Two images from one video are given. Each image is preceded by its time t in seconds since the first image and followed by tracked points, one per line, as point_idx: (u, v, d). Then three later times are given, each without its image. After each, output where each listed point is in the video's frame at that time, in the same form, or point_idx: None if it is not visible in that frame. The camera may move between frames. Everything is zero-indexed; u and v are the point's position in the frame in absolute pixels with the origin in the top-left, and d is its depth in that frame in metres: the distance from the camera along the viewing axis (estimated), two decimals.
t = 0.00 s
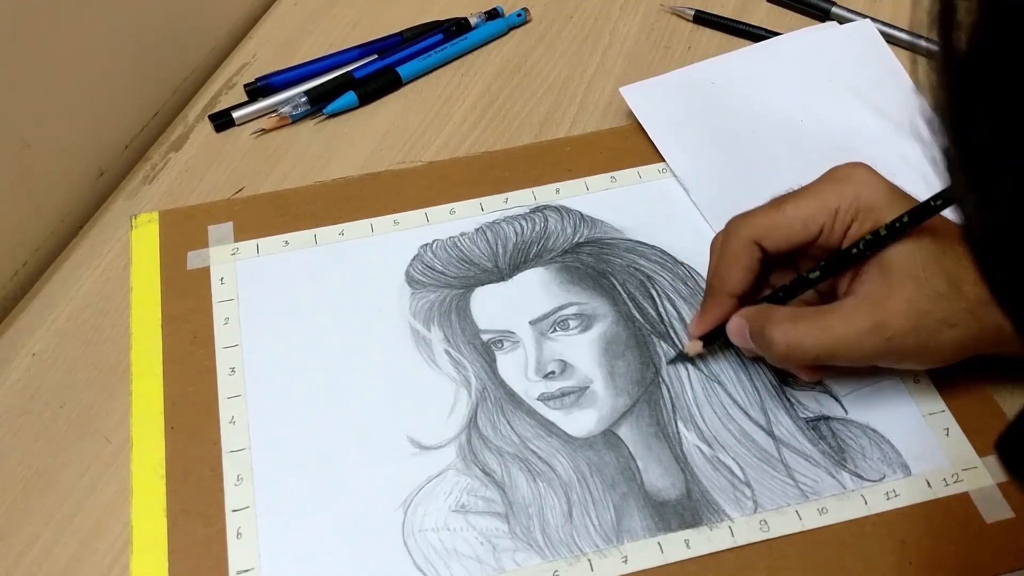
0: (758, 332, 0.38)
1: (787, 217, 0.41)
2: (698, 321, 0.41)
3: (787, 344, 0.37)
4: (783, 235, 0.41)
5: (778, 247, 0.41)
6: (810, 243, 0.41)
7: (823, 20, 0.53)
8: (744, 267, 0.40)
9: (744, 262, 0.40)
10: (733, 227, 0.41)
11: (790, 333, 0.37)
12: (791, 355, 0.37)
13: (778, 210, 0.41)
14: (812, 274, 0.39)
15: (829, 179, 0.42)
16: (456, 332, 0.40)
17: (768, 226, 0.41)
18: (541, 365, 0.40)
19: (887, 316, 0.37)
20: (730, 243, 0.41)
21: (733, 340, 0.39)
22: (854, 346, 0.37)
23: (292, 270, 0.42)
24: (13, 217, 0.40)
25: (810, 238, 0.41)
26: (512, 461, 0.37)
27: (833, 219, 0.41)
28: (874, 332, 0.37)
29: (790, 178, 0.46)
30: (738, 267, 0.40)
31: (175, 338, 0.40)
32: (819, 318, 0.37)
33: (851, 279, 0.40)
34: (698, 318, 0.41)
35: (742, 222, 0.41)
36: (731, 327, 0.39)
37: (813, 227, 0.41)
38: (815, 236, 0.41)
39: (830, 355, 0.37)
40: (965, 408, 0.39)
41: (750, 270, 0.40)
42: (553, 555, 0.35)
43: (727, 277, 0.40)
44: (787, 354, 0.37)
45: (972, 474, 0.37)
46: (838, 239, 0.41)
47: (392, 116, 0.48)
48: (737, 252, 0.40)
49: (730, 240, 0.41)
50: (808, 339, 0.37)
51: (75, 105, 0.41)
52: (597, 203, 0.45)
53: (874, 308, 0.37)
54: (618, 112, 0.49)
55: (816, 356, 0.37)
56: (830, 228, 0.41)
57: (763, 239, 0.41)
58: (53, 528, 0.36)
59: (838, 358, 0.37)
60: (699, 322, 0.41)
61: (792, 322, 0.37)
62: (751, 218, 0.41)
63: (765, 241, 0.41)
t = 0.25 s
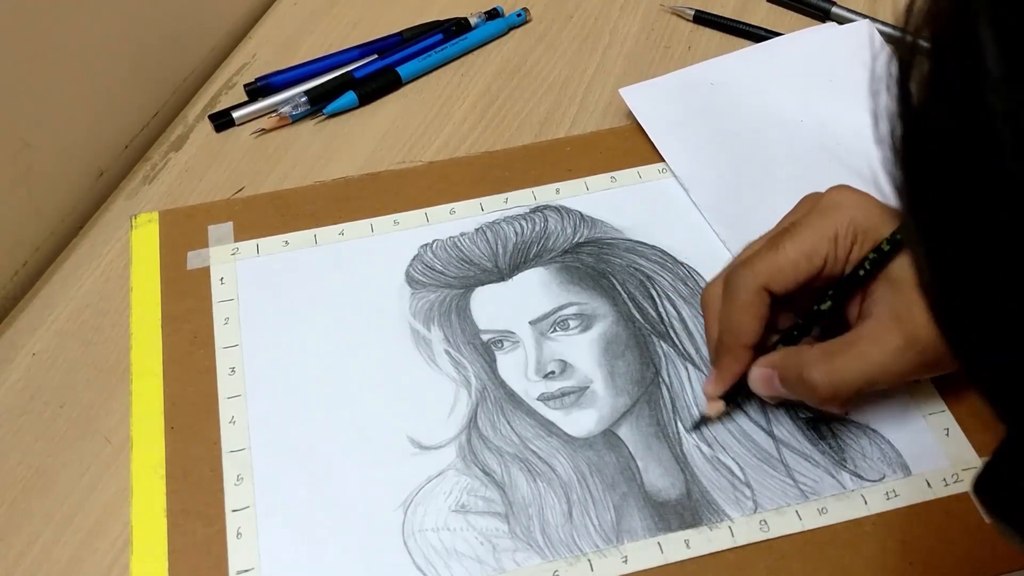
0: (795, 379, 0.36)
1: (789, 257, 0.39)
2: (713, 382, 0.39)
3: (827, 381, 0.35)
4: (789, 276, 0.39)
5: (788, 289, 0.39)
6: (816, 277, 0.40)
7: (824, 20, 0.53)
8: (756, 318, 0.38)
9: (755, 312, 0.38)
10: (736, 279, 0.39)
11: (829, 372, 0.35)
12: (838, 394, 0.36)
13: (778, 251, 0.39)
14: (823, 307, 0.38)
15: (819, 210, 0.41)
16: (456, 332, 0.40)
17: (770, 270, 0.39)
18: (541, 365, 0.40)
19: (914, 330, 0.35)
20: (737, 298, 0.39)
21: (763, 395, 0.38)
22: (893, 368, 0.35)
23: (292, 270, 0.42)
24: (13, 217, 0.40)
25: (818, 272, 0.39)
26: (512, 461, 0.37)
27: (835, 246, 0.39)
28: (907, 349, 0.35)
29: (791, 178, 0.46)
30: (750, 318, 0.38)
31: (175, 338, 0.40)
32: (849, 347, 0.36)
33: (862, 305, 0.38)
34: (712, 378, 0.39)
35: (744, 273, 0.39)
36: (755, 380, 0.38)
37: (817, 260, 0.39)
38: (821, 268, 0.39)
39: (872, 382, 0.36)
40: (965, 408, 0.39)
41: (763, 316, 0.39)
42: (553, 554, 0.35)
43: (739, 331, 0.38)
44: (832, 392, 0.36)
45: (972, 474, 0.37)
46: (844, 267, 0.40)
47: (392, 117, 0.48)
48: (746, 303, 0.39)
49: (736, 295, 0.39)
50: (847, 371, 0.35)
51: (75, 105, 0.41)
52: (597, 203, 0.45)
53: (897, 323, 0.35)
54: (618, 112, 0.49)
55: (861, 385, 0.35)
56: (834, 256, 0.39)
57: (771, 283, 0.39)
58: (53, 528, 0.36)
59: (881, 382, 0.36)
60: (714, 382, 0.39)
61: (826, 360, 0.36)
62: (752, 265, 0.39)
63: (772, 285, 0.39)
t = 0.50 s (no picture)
0: (790, 362, 0.36)
1: (774, 248, 0.40)
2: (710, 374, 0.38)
3: (825, 360, 0.35)
4: (774, 266, 0.40)
5: (775, 278, 0.40)
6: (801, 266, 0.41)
7: (823, 20, 0.53)
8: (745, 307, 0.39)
9: (744, 305, 0.39)
10: (723, 273, 0.40)
11: (824, 350, 0.35)
12: (835, 370, 0.35)
13: (761, 242, 0.40)
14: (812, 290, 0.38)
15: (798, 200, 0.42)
16: (456, 332, 0.40)
17: (756, 261, 0.40)
18: (541, 365, 0.40)
19: (904, 308, 0.36)
20: (724, 288, 0.40)
21: (761, 389, 0.38)
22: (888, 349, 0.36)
23: (292, 270, 0.42)
24: (13, 217, 0.40)
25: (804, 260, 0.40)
26: (512, 461, 0.37)
27: (818, 233, 0.40)
28: (900, 326, 0.35)
29: (791, 178, 0.46)
30: (739, 307, 0.39)
31: (175, 338, 0.40)
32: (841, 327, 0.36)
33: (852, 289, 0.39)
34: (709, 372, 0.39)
35: (729, 266, 0.40)
36: (752, 372, 0.37)
37: (802, 249, 0.40)
38: (805, 256, 0.40)
39: (868, 362, 0.36)
40: (966, 408, 0.39)
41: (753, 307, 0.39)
42: (553, 555, 0.35)
43: (731, 321, 0.39)
44: (830, 370, 0.35)
45: (972, 474, 0.37)
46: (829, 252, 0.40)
47: (392, 117, 0.48)
48: (733, 294, 0.39)
49: (722, 284, 0.40)
50: (844, 350, 0.35)
51: (75, 105, 0.41)
52: (597, 203, 0.45)
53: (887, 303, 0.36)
54: (618, 112, 0.49)
55: (857, 364, 0.35)
56: (817, 242, 0.40)
57: (756, 273, 0.40)
58: (53, 528, 0.36)
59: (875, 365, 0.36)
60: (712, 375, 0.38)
61: (818, 339, 0.36)
62: (737, 258, 0.40)
63: (759, 276, 0.40)
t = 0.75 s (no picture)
0: (786, 328, 0.35)
1: (774, 216, 0.41)
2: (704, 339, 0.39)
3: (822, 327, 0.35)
4: (773, 236, 0.41)
5: (775, 246, 0.41)
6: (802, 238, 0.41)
7: (823, 20, 0.53)
8: (744, 270, 0.40)
9: (745, 265, 0.40)
10: (724, 237, 0.41)
11: (823, 316, 0.35)
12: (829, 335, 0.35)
13: (764, 210, 0.41)
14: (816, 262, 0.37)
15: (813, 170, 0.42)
16: (456, 332, 0.40)
17: (754, 224, 0.41)
18: (541, 365, 0.40)
19: (907, 283, 0.37)
20: (722, 250, 0.40)
21: (750, 356, 0.36)
22: (888, 318, 0.36)
23: (292, 270, 0.42)
24: (13, 217, 0.40)
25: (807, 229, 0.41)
26: (512, 461, 0.37)
27: (822, 206, 0.41)
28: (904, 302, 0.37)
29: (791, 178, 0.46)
30: (738, 271, 0.39)
31: (175, 338, 0.40)
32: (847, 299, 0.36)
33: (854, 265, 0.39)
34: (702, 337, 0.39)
35: (734, 228, 0.41)
36: (748, 335, 0.36)
37: (804, 218, 0.41)
38: (806, 227, 0.41)
39: (866, 329, 0.36)
40: (966, 409, 0.39)
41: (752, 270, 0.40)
42: (553, 555, 0.35)
43: (724, 284, 0.39)
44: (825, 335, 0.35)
45: (972, 474, 0.37)
46: (834, 227, 0.41)
47: (392, 117, 0.48)
48: (735, 260, 0.40)
49: (722, 245, 0.41)
50: (845, 317, 0.36)
51: (75, 105, 0.41)
52: (597, 203, 0.45)
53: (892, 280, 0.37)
54: (618, 112, 0.49)
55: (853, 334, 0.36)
56: (823, 213, 0.41)
57: (760, 239, 0.41)
58: (53, 528, 0.36)
59: (874, 335, 0.36)
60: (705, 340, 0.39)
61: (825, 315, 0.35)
62: (740, 222, 0.41)
63: (758, 239, 0.41)
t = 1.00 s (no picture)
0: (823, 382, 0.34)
1: (789, 271, 0.38)
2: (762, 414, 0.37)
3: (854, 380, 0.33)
4: (798, 290, 0.37)
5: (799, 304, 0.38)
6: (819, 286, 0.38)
7: (823, 20, 0.53)
8: (782, 337, 0.37)
9: (778, 332, 0.37)
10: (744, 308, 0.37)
11: (851, 365, 0.33)
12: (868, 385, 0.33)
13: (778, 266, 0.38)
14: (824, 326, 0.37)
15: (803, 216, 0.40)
16: (456, 332, 0.40)
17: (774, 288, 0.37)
18: (541, 365, 0.40)
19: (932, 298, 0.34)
20: (754, 325, 0.37)
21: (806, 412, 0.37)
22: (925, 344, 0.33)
23: (291, 270, 0.42)
24: (13, 217, 0.40)
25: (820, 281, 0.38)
26: (512, 461, 0.37)
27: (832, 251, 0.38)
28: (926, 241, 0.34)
29: (791, 179, 0.46)
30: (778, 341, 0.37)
31: (175, 338, 0.40)
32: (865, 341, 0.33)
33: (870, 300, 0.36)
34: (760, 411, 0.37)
35: (752, 295, 0.37)
36: (793, 398, 0.37)
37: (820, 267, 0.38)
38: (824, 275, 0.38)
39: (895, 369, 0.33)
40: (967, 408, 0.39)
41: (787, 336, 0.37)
42: (553, 554, 0.35)
43: (770, 356, 0.36)
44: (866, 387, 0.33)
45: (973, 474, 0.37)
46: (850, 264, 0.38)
47: (392, 117, 0.48)
48: (766, 329, 0.37)
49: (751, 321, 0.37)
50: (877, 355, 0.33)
51: (75, 105, 0.41)
52: (597, 203, 0.45)
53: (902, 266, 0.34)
54: (618, 112, 0.49)
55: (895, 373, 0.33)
56: (834, 260, 0.38)
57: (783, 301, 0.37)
58: (53, 528, 0.36)
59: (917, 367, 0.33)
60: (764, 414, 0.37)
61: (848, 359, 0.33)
62: (755, 289, 0.38)
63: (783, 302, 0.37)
